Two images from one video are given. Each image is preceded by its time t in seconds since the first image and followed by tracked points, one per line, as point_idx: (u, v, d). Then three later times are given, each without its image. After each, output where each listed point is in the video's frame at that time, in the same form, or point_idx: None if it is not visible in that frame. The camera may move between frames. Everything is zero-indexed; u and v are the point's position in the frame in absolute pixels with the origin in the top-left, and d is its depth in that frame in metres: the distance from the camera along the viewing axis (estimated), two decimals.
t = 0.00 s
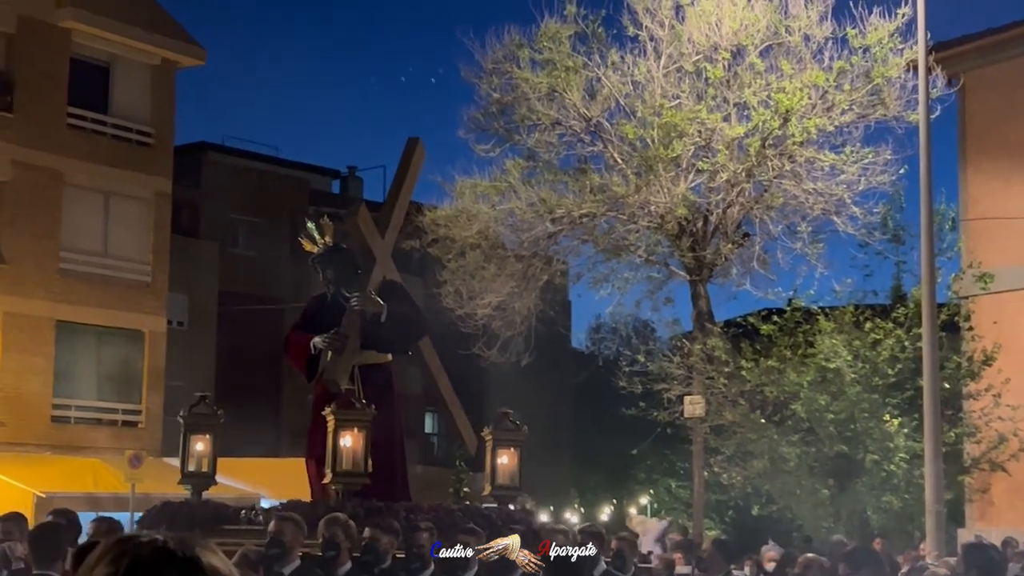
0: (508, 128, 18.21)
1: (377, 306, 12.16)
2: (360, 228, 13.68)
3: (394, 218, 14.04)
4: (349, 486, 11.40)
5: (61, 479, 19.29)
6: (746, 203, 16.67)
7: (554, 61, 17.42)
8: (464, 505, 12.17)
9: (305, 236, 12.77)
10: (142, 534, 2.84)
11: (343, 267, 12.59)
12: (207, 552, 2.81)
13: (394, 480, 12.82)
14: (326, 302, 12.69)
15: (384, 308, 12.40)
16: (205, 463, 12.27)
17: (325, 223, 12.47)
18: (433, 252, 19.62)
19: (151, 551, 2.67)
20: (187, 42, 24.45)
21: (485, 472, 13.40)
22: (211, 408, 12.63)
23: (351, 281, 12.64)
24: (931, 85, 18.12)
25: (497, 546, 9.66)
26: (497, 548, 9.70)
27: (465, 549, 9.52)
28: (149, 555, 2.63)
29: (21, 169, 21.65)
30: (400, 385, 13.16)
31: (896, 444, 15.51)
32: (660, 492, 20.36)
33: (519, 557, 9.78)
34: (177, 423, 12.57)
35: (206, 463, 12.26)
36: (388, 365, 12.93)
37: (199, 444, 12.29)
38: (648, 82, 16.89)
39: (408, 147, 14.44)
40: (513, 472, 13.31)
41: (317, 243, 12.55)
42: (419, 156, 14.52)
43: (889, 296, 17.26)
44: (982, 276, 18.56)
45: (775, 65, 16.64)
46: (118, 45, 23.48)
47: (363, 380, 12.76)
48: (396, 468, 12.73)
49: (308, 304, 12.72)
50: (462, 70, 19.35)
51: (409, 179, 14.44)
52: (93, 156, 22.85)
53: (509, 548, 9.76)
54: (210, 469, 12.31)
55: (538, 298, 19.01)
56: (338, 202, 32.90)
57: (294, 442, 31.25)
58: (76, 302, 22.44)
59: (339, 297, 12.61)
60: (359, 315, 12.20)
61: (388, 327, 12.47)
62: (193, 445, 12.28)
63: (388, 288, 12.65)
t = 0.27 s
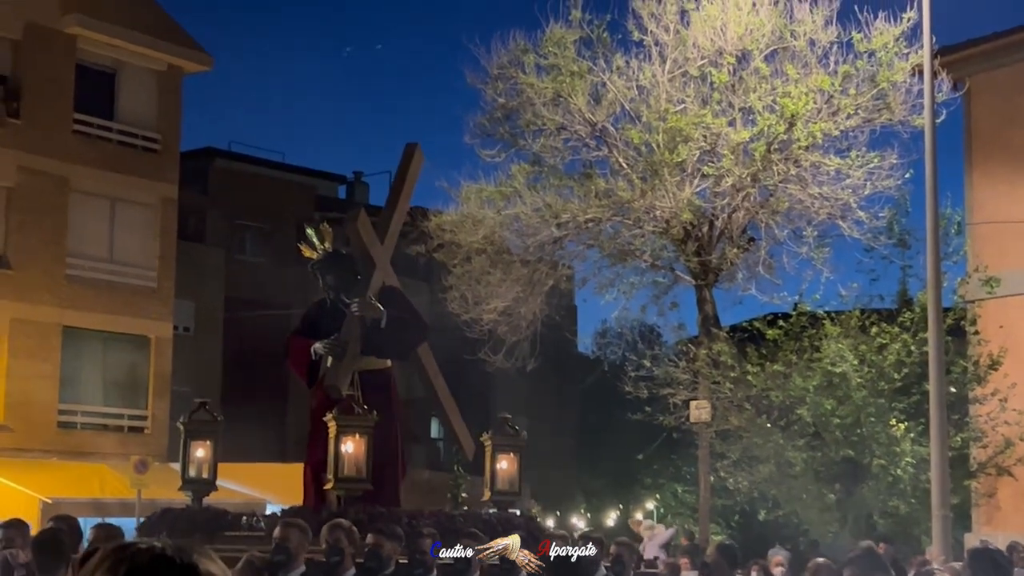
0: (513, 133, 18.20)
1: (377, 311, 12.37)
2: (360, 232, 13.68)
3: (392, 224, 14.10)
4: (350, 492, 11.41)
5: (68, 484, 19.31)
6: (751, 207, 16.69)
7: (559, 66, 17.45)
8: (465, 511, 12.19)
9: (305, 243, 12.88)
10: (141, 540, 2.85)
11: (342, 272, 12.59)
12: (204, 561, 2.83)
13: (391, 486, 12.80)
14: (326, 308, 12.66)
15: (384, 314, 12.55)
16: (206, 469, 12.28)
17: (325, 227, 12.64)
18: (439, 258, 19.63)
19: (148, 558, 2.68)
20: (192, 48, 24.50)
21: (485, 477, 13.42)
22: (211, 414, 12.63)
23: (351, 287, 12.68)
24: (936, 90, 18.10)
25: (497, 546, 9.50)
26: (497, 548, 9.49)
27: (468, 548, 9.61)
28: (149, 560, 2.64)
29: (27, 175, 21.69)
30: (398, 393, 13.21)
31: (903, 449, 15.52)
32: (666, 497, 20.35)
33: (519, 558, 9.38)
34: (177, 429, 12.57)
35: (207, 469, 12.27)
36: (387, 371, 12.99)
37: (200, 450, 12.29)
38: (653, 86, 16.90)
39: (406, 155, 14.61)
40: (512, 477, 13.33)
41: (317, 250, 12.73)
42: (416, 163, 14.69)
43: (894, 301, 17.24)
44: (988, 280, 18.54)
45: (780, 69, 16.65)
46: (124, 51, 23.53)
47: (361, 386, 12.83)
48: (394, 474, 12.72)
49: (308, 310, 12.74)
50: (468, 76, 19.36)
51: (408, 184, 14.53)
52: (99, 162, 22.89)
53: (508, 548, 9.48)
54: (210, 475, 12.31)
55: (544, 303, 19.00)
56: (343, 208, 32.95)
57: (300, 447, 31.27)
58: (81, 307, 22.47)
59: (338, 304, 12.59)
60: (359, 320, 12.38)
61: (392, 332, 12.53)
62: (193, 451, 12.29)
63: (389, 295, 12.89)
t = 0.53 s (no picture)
0: (517, 137, 18.18)
1: (380, 314, 12.37)
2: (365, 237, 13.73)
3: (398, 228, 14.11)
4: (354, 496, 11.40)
5: (73, 489, 19.33)
6: (756, 211, 16.66)
7: (563, 70, 17.45)
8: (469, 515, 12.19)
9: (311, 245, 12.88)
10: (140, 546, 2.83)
11: (347, 277, 12.62)
12: (203, 566, 2.80)
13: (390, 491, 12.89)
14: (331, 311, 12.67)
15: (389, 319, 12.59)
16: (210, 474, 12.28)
17: (330, 233, 12.65)
18: (443, 262, 19.63)
19: (149, 563, 2.66)
20: (197, 53, 24.51)
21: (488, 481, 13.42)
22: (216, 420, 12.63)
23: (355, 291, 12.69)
24: (941, 93, 18.09)
25: (497, 546, 9.99)
26: (497, 548, 10.02)
27: (465, 548, 10.17)
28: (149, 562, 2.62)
29: (32, 180, 21.73)
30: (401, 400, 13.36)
31: (909, 452, 15.48)
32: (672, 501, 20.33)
33: (519, 557, 9.88)
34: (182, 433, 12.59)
35: (211, 473, 12.27)
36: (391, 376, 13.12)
37: (204, 455, 12.29)
38: (657, 90, 16.91)
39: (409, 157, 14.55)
40: (516, 482, 13.33)
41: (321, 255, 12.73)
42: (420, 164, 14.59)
43: (899, 304, 17.22)
44: (994, 283, 18.51)
45: (784, 73, 16.66)
46: (129, 56, 23.55)
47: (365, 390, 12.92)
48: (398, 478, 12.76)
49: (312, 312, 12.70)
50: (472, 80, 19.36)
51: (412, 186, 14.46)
52: (103, 167, 22.92)
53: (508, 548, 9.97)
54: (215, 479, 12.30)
55: (548, 307, 18.98)
56: (347, 212, 32.96)
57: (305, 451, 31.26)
58: (87, 312, 22.49)
59: (342, 307, 12.64)
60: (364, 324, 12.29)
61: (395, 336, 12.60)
62: (198, 455, 12.30)
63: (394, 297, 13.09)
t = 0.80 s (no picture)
0: (520, 140, 18.19)
1: (391, 316, 12.79)
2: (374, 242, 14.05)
3: (406, 232, 14.31)
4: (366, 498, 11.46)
5: (77, 492, 19.34)
6: (759, 214, 16.66)
7: (567, 74, 17.45)
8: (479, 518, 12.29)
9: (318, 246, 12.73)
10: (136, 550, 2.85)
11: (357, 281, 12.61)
12: (198, 570, 2.82)
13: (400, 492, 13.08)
14: (341, 312, 12.97)
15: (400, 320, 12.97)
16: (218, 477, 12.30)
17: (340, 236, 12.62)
18: (447, 265, 19.63)
19: (145, 566, 2.69)
20: (200, 57, 24.55)
21: (497, 484, 13.43)
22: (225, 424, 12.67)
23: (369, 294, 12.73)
24: (944, 96, 18.07)
25: (498, 546, 10.58)
26: (499, 548, 10.61)
27: (466, 549, 10.86)
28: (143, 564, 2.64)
29: (36, 184, 21.76)
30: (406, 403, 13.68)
31: (912, 456, 15.49)
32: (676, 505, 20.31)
33: (518, 557, 10.36)
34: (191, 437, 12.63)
35: (220, 477, 12.29)
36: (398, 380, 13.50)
37: (212, 457, 12.32)
38: (660, 93, 16.91)
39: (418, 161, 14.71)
40: (523, 485, 13.33)
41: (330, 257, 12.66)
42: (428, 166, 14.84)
43: (903, 307, 17.21)
44: (997, 287, 18.48)
45: (787, 76, 16.65)
46: (133, 60, 23.60)
47: (375, 393, 13.34)
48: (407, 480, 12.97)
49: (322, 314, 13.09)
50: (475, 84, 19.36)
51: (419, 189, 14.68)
52: (107, 171, 22.96)
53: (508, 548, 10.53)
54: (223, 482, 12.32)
55: (551, 310, 18.97)
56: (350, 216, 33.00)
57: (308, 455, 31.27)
58: (91, 316, 22.53)
59: (352, 308, 12.76)
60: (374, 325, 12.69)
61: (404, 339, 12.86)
62: (206, 458, 12.33)
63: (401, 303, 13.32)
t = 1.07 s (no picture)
0: (522, 143, 18.21)
1: (400, 320, 13.10)
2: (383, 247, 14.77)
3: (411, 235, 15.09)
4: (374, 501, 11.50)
5: (79, 495, 19.35)
6: (760, 216, 16.67)
7: (567, 76, 17.45)
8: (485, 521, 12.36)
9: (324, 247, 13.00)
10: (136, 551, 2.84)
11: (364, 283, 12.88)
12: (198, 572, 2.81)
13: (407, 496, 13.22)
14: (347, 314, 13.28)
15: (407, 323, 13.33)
16: (224, 480, 12.31)
17: (346, 237, 12.79)
18: (448, 268, 19.64)
19: (142, 567, 2.67)
20: (201, 60, 24.55)
21: (502, 488, 13.39)
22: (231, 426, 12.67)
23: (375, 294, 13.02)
24: (945, 98, 18.06)
25: (498, 546, 11.00)
26: (498, 548, 11.04)
27: (466, 548, 10.96)
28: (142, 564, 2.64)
29: (38, 187, 21.77)
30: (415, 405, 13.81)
31: (913, 458, 15.45)
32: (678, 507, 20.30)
33: (519, 556, 10.99)
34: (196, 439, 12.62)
35: (225, 479, 12.30)
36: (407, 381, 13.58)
37: (218, 459, 12.32)
38: (660, 96, 16.90)
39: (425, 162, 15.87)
40: (529, 488, 13.33)
41: (336, 257, 12.87)
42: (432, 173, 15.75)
43: (904, 309, 17.20)
44: (999, 288, 18.46)
45: (788, 78, 16.64)
46: (134, 63, 23.60)
47: (384, 395, 13.31)
48: (417, 484, 13.07)
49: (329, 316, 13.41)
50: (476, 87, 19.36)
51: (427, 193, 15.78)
52: (109, 173, 22.96)
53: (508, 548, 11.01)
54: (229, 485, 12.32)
55: (553, 312, 18.97)
56: (352, 219, 33.00)
57: (309, 458, 31.26)
58: (92, 318, 22.55)
59: (359, 310, 12.99)
60: (382, 328, 12.93)
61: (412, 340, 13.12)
62: (212, 461, 12.33)
63: (408, 305, 13.67)
